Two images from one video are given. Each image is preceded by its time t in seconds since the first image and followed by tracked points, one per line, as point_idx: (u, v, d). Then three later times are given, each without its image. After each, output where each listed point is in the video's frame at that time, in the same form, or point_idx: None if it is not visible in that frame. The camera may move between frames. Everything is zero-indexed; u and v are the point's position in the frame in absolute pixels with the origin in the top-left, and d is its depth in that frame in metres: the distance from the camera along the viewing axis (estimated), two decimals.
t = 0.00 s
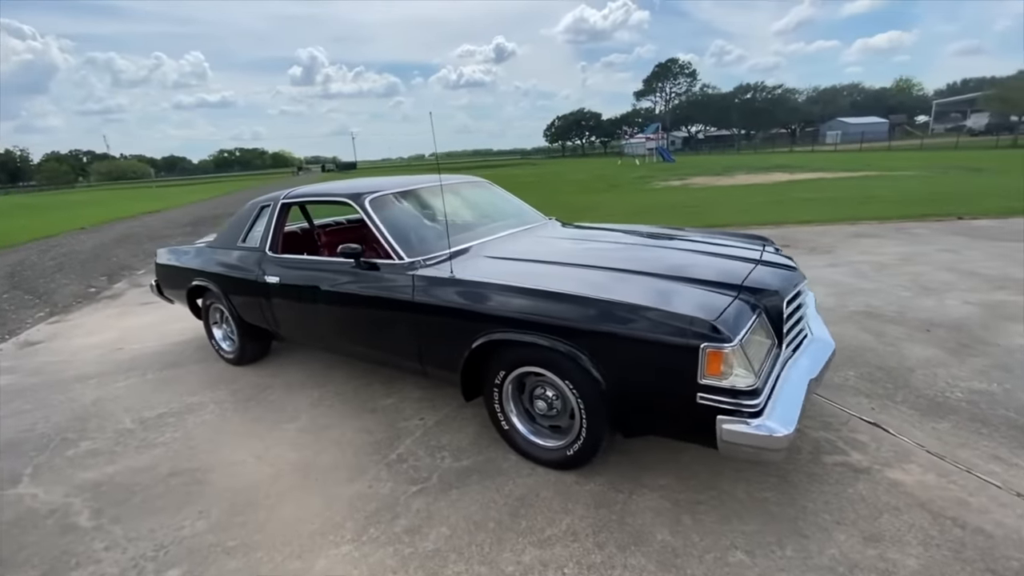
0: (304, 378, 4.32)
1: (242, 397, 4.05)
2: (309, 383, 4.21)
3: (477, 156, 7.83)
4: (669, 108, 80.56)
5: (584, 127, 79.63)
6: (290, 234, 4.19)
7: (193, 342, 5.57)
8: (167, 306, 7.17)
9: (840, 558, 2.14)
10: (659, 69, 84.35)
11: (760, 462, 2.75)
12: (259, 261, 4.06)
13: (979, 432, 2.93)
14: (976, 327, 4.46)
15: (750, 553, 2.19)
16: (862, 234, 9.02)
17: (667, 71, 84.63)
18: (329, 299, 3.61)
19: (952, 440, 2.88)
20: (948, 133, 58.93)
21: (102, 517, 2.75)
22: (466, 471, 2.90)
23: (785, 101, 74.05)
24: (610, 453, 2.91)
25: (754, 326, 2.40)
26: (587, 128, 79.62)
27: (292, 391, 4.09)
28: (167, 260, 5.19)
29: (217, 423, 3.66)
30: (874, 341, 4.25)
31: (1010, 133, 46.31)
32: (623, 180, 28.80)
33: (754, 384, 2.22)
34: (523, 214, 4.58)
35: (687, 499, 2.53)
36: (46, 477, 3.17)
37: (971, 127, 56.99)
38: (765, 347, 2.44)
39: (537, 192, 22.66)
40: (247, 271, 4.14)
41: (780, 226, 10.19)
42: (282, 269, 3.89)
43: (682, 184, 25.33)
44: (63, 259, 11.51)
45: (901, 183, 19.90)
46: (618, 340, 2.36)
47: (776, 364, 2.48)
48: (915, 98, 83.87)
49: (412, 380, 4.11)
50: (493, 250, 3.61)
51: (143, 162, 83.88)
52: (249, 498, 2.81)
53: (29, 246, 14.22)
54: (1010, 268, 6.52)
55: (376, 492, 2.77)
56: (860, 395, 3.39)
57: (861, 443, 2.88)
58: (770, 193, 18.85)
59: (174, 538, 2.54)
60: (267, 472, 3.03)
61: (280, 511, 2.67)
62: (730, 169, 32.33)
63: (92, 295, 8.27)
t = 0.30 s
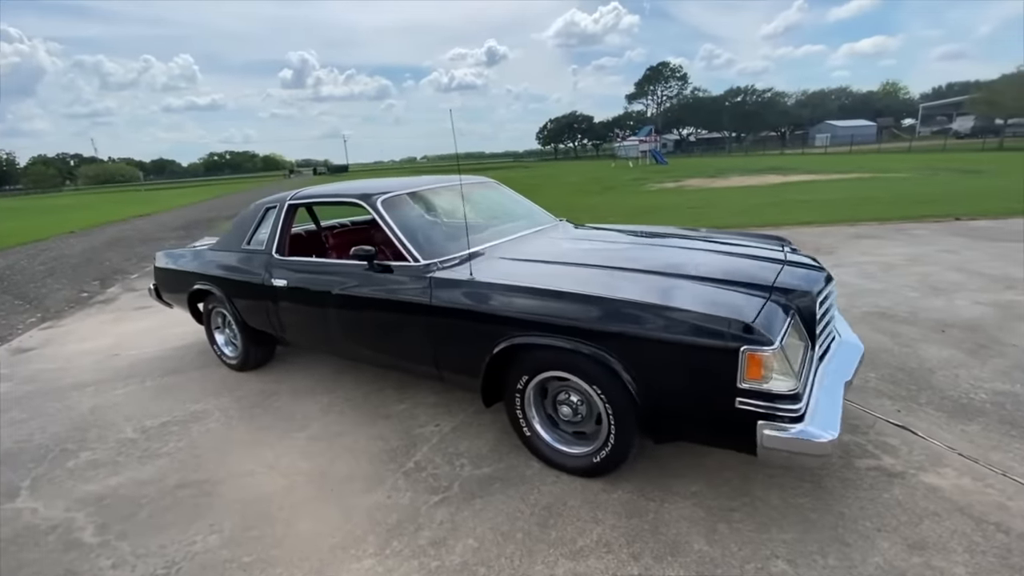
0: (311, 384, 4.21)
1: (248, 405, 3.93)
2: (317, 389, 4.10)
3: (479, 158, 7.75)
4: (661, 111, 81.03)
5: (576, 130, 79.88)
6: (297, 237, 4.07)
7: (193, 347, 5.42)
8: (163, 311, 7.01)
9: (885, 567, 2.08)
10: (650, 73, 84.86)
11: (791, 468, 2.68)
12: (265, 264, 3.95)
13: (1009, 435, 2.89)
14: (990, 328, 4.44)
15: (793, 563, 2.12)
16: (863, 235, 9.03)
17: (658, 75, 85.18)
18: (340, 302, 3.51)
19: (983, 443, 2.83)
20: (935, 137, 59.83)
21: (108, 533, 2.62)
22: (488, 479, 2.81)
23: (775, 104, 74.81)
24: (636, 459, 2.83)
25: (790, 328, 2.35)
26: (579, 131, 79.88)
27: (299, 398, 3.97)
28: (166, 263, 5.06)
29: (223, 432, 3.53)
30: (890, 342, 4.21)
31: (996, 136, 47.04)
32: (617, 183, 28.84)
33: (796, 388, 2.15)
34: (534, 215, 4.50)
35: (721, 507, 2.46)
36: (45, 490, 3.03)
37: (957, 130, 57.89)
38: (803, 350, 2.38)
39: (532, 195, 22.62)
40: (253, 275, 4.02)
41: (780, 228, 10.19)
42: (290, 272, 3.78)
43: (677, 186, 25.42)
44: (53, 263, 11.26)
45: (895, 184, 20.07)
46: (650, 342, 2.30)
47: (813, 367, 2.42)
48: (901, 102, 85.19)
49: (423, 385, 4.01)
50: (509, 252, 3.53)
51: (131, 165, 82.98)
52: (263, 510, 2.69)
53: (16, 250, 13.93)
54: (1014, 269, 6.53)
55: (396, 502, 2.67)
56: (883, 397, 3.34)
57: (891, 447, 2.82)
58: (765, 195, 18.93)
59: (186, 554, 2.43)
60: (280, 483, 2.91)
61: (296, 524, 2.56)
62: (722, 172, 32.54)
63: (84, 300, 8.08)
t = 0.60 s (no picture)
0: (332, 386, 4.17)
1: (270, 407, 3.88)
2: (339, 391, 4.06)
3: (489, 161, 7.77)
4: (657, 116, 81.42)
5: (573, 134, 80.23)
6: (319, 238, 4.05)
7: (206, 349, 5.37)
8: (172, 313, 6.94)
9: (938, 565, 2.06)
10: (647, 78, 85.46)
11: (831, 468, 2.67)
12: (288, 265, 3.92)
13: None
14: (1010, 328, 4.45)
15: (845, 562, 2.11)
16: (869, 237, 9.08)
17: (654, 80, 85.71)
18: (368, 303, 3.49)
19: (1020, 441, 2.83)
20: (928, 141, 60.39)
21: (141, 536, 2.58)
22: (525, 480, 2.78)
23: (771, 109, 75.33)
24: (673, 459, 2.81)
25: (836, 326, 2.34)
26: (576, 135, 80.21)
27: (322, 400, 3.93)
28: (182, 265, 5.01)
29: (249, 434, 3.49)
30: (912, 342, 4.22)
31: (989, 141, 47.51)
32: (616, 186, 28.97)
33: (847, 386, 2.15)
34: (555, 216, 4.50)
35: (765, 506, 2.45)
36: (71, 493, 2.98)
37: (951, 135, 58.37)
38: (849, 347, 2.37)
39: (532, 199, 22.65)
40: (275, 276, 4.00)
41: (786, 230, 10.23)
42: (315, 274, 3.75)
43: (676, 190, 25.53)
44: (54, 267, 11.15)
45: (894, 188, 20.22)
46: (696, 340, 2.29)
47: (858, 364, 2.42)
48: (895, 107, 85.97)
49: (447, 386, 3.98)
50: (538, 252, 3.53)
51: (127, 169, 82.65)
52: (298, 513, 2.65)
53: (16, 253, 13.82)
54: None
55: (434, 504, 2.63)
56: (914, 397, 3.34)
57: (928, 446, 2.82)
58: (766, 199, 19.03)
59: (224, 557, 2.39)
60: (313, 485, 2.88)
61: (334, 526, 2.52)
62: (721, 176, 32.73)
63: (89, 303, 7.99)
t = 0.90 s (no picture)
0: (356, 391, 4.15)
1: (295, 412, 3.86)
2: (364, 396, 4.04)
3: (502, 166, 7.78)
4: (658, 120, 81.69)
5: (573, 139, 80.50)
6: (345, 243, 4.06)
7: (224, 354, 5.34)
8: (185, 317, 6.92)
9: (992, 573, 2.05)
10: (647, 83, 85.80)
11: (871, 475, 2.65)
12: (314, 270, 3.93)
13: None
14: None
15: (897, 571, 2.09)
16: (880, 242, 9.08)
17: (654, 84, 86.03)
18: (398, 307, 3.51)
19: None
20: (928, 146, 60.58)
21: (177, 544, 2.56)
22: (562, 487, 2.76)
23: (771, 114, 75.60)
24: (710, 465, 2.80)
25: (882, 333, 2.35)
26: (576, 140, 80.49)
27: (347, 405, 3.92)
28: (202, 269, 5.01)
29: (276, 440, 3.47)
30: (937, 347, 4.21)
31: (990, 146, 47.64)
32: (619, 191, 29.01)
33: (898, 394, 2.15)
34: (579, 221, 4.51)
35: (808, 514, 2.43)
36: (102, 500, 2.96)
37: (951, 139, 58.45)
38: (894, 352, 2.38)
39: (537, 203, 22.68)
40: (301, 281, 4.00)
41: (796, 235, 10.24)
42: (344, 279, 3.77)
43: (680, 194, 25.57)
44: (62, 271, 11.12)
45: (899, 193, 20.27)
46: (737, 344, 2.31)
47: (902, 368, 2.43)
48: (894, 112, 86.29)
49: (473, 391, 3.96)
50: (569, 258, 3.56)
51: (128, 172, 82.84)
52: (334, 520, 2.63)
53: (23, 257, 13.82)
54: None
55: (471, 511, 2.61)
56: (945, 403, 3.33)
57: (966, 452, 2.81)
58: (770, 203, 19.05)
59: (264, 565, 2.37)
60: (347, 492, 2.86)
61: (373, 534, 2.50)
62: (722, 180, 32.81)
63: (101, 307, 7.96)
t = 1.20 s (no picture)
0: (373, 396, 4.07)
1: (312, 418, 3.78)
2: (382, 402, 3.96)
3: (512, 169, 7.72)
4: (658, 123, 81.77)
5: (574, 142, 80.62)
6: (363, 246, 3.99)
7: (235, 358, 5.26)
8: (193, 321, 6.84)
9: None
10: (647, 86, 85.98)
11: (914, 484, 2.58)
12: (333, 273, 3.85)
13: None
14: None
15: None
16: (891, 245, 9.01)
17: (654, 88, 86.19)
18: (419, 312, 3.43)
19: None
20: (928, 149, 60.63)
21: (200, 556, 2.47)
22: (594, 496, 2.68)
23: (771, 117, 75.72)
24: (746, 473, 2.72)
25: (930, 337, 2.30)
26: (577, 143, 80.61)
27: (365, 411, 3.83)
28: (213, 273, 4.94)
29: (295, 447, 3.39)
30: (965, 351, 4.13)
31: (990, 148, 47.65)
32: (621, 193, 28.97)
33: (953, 401, 2.11)
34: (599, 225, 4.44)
35: (854, 524, 2.36)
36: (119, 510, 2.87)
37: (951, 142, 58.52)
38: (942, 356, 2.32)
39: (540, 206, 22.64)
40: (318, 284, 3.92)
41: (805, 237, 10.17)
42: (363, 282, 3.70)
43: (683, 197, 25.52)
44: (67, 274, 11.03)
45: (904, 195, 20.23)
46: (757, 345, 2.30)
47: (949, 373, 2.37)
48: (894, 115, 86.45)
49: (493, 396, 3.88)
50: (596, 260, 3.50)
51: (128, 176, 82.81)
52: (361, 531, 2.55)
53: (26, 260, 13.75)
54: None
55: (503, 521, 2.54)
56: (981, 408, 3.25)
57: (1010, 460, 2.73)
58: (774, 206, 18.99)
59: None
60: (371, 501, 2.77)
61: (402, 545, 2.42)
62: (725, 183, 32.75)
63: (107, 311, 7.87)
